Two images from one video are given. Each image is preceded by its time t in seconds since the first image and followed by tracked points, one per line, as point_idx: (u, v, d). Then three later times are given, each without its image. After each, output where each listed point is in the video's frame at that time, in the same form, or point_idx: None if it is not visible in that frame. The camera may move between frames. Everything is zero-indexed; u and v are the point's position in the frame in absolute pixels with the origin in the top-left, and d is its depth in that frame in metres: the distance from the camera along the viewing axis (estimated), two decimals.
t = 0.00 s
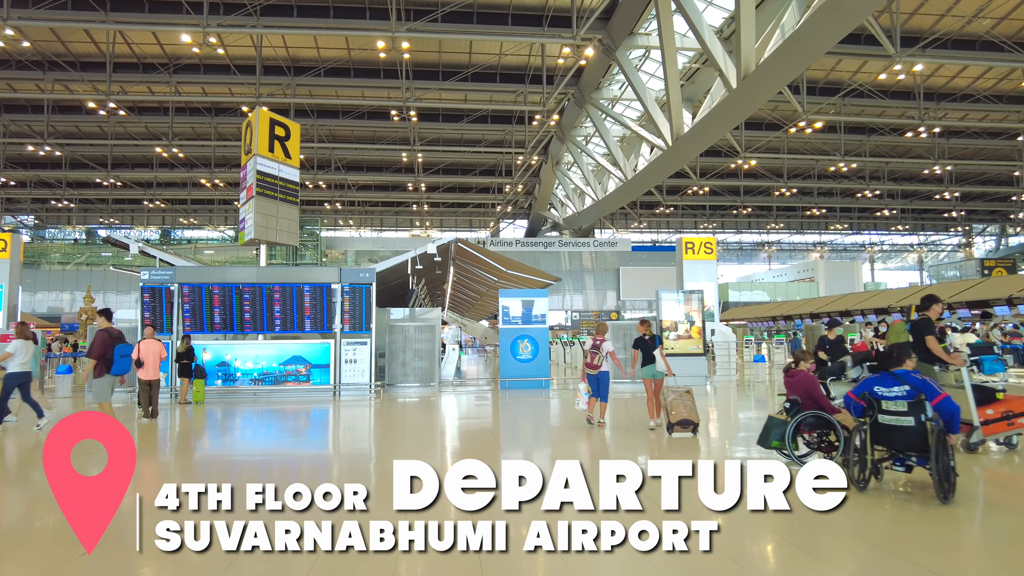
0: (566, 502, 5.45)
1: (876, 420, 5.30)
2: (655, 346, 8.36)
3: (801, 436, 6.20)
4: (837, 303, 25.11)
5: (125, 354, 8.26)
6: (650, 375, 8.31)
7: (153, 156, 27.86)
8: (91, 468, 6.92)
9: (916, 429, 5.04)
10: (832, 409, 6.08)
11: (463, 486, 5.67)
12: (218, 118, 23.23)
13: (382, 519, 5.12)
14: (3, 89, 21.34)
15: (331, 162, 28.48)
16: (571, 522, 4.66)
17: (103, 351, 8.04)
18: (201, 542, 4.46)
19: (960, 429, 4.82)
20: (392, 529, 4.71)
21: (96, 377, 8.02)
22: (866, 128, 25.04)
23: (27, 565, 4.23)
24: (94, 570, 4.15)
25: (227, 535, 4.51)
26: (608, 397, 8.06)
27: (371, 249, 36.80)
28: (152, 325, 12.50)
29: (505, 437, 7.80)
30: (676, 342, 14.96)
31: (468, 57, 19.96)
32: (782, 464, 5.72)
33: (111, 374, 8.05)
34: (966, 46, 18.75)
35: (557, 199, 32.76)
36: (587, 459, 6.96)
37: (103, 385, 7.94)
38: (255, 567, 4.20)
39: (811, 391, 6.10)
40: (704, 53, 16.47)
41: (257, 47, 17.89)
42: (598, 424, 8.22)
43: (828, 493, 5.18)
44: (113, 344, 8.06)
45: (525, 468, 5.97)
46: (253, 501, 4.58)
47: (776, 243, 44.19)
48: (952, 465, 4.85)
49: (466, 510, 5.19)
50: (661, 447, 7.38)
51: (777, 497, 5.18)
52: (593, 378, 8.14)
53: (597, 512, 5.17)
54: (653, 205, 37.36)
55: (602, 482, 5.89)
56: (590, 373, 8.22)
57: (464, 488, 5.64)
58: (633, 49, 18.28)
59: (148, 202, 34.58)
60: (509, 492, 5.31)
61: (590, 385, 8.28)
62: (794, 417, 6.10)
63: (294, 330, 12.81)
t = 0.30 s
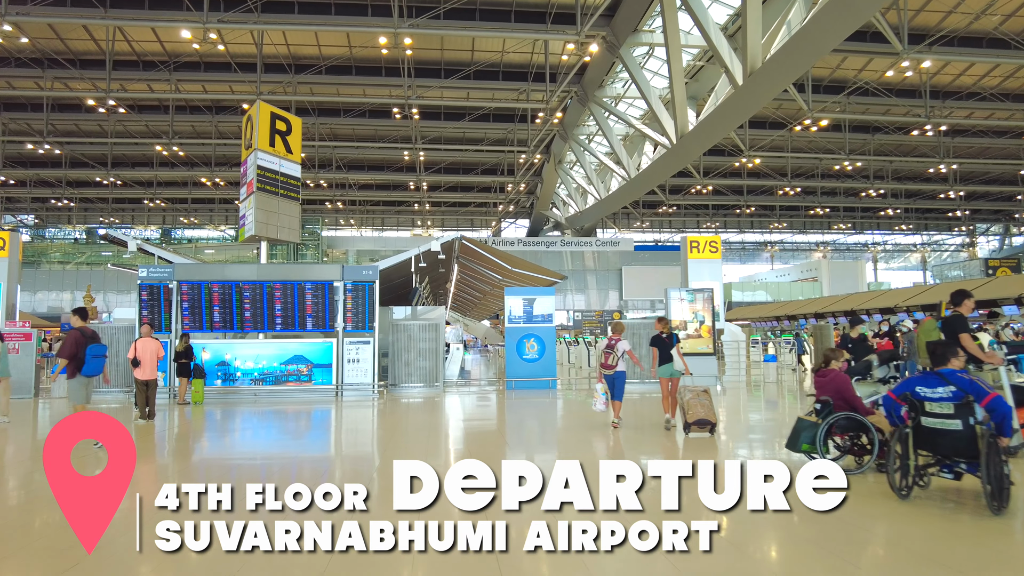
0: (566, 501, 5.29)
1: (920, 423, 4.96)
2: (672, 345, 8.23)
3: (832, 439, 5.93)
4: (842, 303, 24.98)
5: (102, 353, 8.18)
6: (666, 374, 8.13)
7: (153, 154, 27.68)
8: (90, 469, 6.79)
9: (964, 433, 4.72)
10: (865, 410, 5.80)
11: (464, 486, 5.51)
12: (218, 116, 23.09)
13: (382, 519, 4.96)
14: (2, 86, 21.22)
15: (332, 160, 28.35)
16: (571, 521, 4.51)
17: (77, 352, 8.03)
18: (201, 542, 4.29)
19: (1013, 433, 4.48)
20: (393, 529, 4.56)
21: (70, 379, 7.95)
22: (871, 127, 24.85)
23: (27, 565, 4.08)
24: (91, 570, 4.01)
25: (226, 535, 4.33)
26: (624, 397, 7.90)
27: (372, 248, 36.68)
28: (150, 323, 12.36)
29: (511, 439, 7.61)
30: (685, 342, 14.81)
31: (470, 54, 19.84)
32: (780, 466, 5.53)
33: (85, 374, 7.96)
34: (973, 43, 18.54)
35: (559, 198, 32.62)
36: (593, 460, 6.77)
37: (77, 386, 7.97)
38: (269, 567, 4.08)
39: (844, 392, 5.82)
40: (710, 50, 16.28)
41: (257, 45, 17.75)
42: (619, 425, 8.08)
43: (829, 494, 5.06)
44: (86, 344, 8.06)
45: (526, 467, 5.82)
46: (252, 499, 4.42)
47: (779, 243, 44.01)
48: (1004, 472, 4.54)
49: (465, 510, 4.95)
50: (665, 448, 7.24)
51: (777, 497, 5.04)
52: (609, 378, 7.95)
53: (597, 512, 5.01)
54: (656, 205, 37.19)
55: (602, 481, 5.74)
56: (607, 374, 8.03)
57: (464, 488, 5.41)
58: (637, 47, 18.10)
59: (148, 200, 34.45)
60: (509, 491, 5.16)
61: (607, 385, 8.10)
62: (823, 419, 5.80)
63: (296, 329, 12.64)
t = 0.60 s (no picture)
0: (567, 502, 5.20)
1: (971, 430, 4.61)
2: (691, 345, 8.03)
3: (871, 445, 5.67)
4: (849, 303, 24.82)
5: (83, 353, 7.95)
6: (685, 374, 8.01)
7: (155, 154, 27.57)
8: (89, 468, 6.67)
9: (1020, 442, 4.33)
10: (908, 414, 5.48)
11: (463, 486, 5.40)
12: (221, 115, 22.97)
13: (383, 518, 4.86)
14: (5, 85, 21.14)
15: (335, 160, 28.25)
16: (571, 521, 4.43)
17: (58, 350, 7.72)
18: (201, 542, 4.19)
19: None
20: (394, 528, 4.47)
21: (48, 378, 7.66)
22: (877, 125, 24.66)
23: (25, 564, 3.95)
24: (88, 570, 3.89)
25: (227, 535, 4.25)
26: (644, 397, 7.87)
27: (375, 248, 36.56)
28: (151, 323, 12.23)
29: (519, 441, 7.46)
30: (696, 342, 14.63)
31: (474, 52, 19.72)
32: (782, 465, 5.58)
33: (65, 374, 7.75)
34: (983, 40, 18.28)
35: (563, 197, 32.48)
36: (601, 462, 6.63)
37: (54, 385, 7.59)
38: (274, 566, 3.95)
39: (883, 395, 5.57)
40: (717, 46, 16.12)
41: (261, 43, 17.63)
42: (639, 425, 8.02)
43: (828, 494, 5.12)
44: (67, 343, 7.73)
45: (527, 468, 5.71)
46: (253, 499, 4.32)
47: (784, 242, 43.82)
48: None
49: (467, 511, 4.85)
50: (675, 451, 7.08)
51: (777, 497, 5.01)
52: (629, 378, 7.91)
53: (598, 512, 4.89)
54: (660, 204, 37.02)
55: (602, 481, 5.64)
56: (624, 374, 7.96)
57: (463, 488, 5.35)
58: (642, 44, 17.93)
59: (151, 200, 34.36)
60: (509, 492, 5.07)
61: (625, 385, 8.04)
62: (860, 424, 5.59)
63: (299, 329, 12.47)
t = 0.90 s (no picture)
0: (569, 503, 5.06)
1: None
2: (710, 347, 7.89)
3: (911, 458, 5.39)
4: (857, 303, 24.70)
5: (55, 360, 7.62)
6: (704, 377, 7.83)
7: (158, 153, 27.48)
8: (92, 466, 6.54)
9: None
10: (953, 423, 5.23)
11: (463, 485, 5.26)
12: (224, 114, 22.85)
13: (385, 519, 4.72)
14: (7, 84, 21.08)
15: (338, 159, 28.12)
16: (571, 521, 4.31)
17: (30, 355, 7.38)
18: (201, 542, 4.05)
19: None
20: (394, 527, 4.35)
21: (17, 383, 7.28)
22: (884, 124, 24.47)
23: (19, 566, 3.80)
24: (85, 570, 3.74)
25: (226, 534, 4.10)
26: (665, 402, 7.72)
27: (378, 248, 36.44)
28: (152, 323, 12.10)
29: (527, 444, 7.30)
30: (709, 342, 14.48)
31: (479, 50, 19.58)
32: (782, 464, 5.56)
33: (37, 380, 7.39)
34: (992, 38, 18.09)
35: (567, 197, 32.33)
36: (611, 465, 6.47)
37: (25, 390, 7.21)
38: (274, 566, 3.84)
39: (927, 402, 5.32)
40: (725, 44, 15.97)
41: (264, 41, 17.52)
42: (658, 428, 7.89)
43: (828, 494, 5.08)
44: (40, 347, 7.41)
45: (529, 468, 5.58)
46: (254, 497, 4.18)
47: (788, 242, 43.61)
48: None
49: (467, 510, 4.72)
50: (684, 453, 6.92)
51: (776, 497, 4.96)
52: (651, 382, 7.73)
53: (599, 513, 4.76)
54: (664, 204, 36.87)
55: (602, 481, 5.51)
56: (647, 376, 7.78)
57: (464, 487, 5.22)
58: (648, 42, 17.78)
59: (153, 200, 34.29)
60: (509, 492, 4.93)
61: (645, 389, 7.84)
62: (904, 432, 5.30)
63: (304, 329, 12.36)
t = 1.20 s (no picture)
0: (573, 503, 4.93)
1: None
2: (727, 345, 7.78)
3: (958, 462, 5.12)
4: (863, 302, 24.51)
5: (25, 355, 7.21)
6: (721, 375, 7.68)
7: (159, 152, 27.37)
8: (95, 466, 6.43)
9: None
10: (1003, 425, 4.96)
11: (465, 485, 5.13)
12: (226, 112, 22.74)
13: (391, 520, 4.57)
14: (8, 83, 21.00)
15: (341, 158, 27.97)
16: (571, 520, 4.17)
17: None
18: (202, 542, 3.91)
19: None
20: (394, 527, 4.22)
21: None
22: (890, 122, 24.27)
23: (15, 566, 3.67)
24: (84, 570, 3.61)
25: (226, 534, 3.97)
26: (684, 399, 7.58)
27: (380, 247, 36.29)
28: (152, 322, 11.95)
29: (536, 445, 7.13)
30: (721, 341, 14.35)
31: (482, 48, 19.43)
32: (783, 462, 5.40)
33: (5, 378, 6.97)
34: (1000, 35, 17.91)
35: (570, 196, 32.18)
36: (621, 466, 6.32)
37: None
38: (272, 566, 3.71)
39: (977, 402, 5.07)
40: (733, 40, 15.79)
41: (266, 38, 17.38)
42: (675, 427, 7.73)
43: (831, 494, 4.95)
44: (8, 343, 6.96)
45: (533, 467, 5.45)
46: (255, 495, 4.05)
47: (792, 242, 43.41)
48: None
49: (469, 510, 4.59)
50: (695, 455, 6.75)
51: (779, 497, 4.78)
52: (671, 379, 7.67)
53: (601, 512, 4.62)
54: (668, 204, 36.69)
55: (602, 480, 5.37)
56: (668, 373, 7.73)
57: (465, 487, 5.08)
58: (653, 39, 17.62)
59: (155, 199, 34.19)
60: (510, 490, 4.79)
61: (665, 386, 7.75)
62: (951, 434, 5.04)
63: (308, 328, 12.20)
